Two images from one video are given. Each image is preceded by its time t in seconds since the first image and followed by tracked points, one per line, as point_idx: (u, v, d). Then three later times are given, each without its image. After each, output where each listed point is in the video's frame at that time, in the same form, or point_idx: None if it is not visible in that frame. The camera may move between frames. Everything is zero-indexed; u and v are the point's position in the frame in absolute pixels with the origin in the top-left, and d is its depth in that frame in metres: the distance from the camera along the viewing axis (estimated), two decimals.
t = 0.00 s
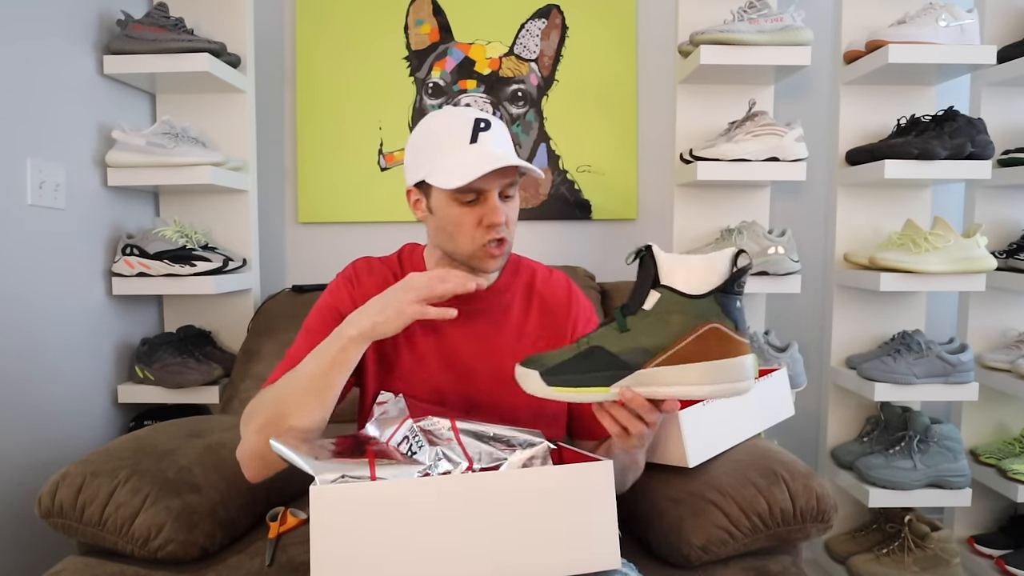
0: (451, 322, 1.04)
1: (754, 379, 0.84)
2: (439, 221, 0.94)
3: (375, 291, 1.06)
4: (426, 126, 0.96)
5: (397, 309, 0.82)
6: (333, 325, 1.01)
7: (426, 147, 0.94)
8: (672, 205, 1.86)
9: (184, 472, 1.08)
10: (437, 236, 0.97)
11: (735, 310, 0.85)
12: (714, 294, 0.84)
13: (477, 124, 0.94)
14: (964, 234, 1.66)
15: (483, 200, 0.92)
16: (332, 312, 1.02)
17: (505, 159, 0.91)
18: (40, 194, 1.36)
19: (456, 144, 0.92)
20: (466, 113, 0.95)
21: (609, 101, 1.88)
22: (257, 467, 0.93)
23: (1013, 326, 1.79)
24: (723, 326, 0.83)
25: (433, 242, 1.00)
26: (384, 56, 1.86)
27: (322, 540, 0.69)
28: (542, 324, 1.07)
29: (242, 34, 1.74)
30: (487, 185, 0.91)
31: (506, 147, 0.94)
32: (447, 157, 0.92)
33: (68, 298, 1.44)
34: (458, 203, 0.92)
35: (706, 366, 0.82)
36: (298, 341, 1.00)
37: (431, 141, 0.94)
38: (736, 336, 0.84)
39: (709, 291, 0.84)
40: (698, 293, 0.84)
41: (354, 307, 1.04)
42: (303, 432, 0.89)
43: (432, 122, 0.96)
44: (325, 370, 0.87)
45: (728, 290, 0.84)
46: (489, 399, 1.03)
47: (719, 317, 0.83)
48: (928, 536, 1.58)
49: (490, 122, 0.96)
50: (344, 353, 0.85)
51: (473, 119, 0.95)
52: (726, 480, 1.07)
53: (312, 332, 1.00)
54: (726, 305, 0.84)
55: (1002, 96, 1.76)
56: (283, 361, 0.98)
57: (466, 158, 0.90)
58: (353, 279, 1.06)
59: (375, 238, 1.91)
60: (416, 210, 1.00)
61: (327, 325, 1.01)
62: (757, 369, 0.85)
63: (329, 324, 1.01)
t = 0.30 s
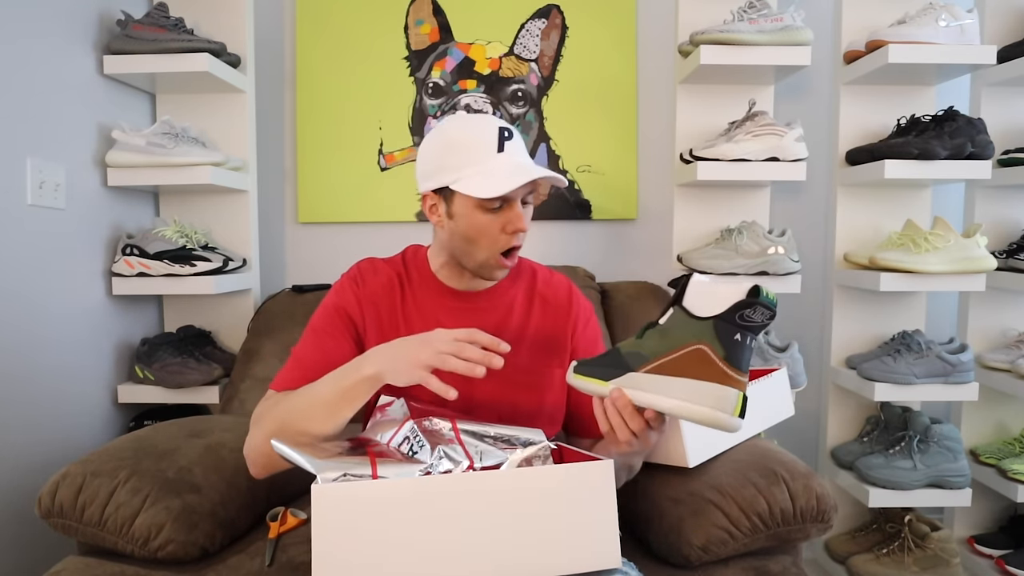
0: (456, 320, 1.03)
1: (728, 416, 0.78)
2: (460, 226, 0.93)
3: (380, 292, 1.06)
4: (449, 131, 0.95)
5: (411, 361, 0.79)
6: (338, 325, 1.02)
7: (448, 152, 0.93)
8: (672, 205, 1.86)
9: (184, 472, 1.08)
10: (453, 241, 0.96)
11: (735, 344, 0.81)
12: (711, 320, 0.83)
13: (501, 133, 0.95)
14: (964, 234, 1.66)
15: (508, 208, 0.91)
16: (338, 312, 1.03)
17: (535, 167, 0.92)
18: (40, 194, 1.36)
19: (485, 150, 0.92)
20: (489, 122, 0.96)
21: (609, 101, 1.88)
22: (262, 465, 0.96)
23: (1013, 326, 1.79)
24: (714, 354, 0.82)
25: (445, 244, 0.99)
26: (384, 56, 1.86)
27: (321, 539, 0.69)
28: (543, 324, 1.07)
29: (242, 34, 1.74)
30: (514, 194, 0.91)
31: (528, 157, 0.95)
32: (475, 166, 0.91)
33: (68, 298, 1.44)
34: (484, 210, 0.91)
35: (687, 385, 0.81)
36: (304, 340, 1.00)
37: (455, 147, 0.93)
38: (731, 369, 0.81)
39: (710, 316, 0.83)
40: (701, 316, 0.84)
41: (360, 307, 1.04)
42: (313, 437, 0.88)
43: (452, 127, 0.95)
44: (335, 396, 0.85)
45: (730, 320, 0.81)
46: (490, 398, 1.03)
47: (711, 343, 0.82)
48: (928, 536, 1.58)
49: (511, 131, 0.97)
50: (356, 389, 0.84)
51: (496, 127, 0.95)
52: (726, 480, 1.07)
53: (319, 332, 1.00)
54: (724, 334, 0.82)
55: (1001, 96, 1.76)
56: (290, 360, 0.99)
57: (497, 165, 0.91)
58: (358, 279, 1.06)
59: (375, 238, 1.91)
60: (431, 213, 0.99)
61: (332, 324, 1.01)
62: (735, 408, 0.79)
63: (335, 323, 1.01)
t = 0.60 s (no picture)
0: (459, 318, 1.03)
1: (710, 420, 0.78)
2: (463, 225, 0.93)
3: (382, 291, 1.06)
4: (454, 133, 0.95)
5: (431, 355, 0.82)
6: (342, 323, 1.02)
7: (452, 153, 0.93)
8: (672, 205, 1.86)
9: (184, 472, 1.08)
10: (457, 239, 0.96)
11: (728, 351, 0.84)
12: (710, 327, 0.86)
13: (505, 134, 0.96)
14: (964, 234, 1.66)
15: (511, 207, 0.91)
16: (342, 310, 1.03)
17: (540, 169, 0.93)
18: (40, 194, 1.36)
19: (489, 152, 0.92)
20: (493, 123, 0.96)
21: (609, 101, 1.88)
22: (267, 464, 0.96)
23: (1013, 326, 1.79)
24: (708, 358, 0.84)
25: (449, 242, 1.00)
26: (385, 56, 1.86)
27: (322, 539, 0.69)
28: (544, 324, 1.07)
29: (242, 34, 1.74)
30: (517, 194, 0.91)
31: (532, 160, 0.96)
32: (479, 167, 0.92)
33: (68, 298, 1.44)
34: (486, 209, 0.91)
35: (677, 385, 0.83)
36: (309, 339, 1.00)
37: (458, 147, 0.93)
38: (723, 375, 0.83)
39: (710, 322, 0.87)
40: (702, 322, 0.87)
41: (364, 306, 1.04)
42: (321, 436, 0.88)
43: (457, 129, 0.96)
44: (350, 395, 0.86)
45: (729, 326, 0.84)
46: (490, 398, 1.03)
47: (707, 347, 0.85)
48: (928, 536, 1.58)
49: (514, 133, 0.97)
50: (371, 387, 0.86)
51: (500, 128, 0.96)
52: (726, 480, 1.07)
53: (324, 331, 1.00)
54: (719, 340, 0.85)
55: (1002, 96, 1.76)
56: (295, 358, 0.99)
57: (502, 167, 0.91)
58: (361, 278, 1.06)
59: (375, 238, 1.91)
60: (435, 212, 0.99)
61: (336, 322, 1.01)
62: (718, 414, 0.79)
63: (339, 321, 1.02)
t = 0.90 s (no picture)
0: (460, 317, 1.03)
1: (676, 410, 0.79)
2: (461, 224, 0.94)
3: (384, 291, 1.05)
4: (452, 132, 0.95)
5: (438, 340, 0.82)
6: (344, 323, 1.02)
7: (449, 153, 0.93)
8: (672, 205, 1.86)
9: (184, 472, 1.08)
10: (455, 238, 0.96)
11: (701, 346, 0.83)
12: (686, 321, 0.86)
13: (500, 133, 0.95)
14: (964, 234, 1.66)
15: (508, 204, 0.92)
16: (345, 311, 1.03)
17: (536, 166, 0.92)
18: (40, 194, 1.36)
19: (484, 151, 0.92)
20: (488, 122, 0.96)
21: (609, 101, 1.88)
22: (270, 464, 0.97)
23: (1013, 326, 1.79)
24: (680, 350, 0.83)
25: (448, 242, 1.00)
26: (385, 56, 1.86)
27: (322, 539, 0.69)
28: (544, 323, 1.07)
29: (242, 34, 1.74)
30: (513, 190, 0.91)
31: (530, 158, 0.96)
32: (476, 166, 0.92)
33: (68, 298, 1.44)
34: (483, 206, 0.91)
35: (650, 375, 0.82)
36: (311, 338, 1.01)
37: (455, 147, 0.93)
38: (694, 367, 0.82)
39: (688, 318, 0.86)
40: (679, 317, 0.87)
41: (366, 305, 1.04)
42: (322, 435, 0.89)
43: (452, 129, 0.96)
44: (354, 387, 0.87)
45: (703, 321, 0.84)
46: (492, 397, 1.03)
47: (681, 340, 0.84)
48: (928, 536, 1.58)
49: (510, 131, 0.97)
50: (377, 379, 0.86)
51: (495, 127, 0.95)
52: (726, 480, 1.07)
53: (326, 330, 1.00)
54: (692, 333, 0.84)
55: (1001, 96, 1.76)
56: (297, 358, 0.99)
57: (498, 165, 0.91)
58: (363, 279, 1.06)
59: (375, 238, 1.91)
60: (433, 212, 0.99)
61: (339, 323, 1.02)
62: (683, 404, 0.80)
63: (341, 322, 1.02)
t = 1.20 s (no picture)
0: (451, 321, 1.03)
1: (638, 406, 0.80)
2: (445, 230, 0.94)
3: (374, 296, 1.05)
4: (432, 138, 0.94)
5: (428, 354, 0.82)
6: (336, 330, 1.02)
7: (430, 159, 0.93)
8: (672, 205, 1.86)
9: (184, 472, 1.08)
10: (441, 244, 0.96)
11: (666, 342, 0.83)
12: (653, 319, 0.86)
13: (482, 137, 0.95)
14: (964, 234, 1.66)
15: (491, 211, 0.91)
16: (335, 318, 1.03)
17: (518, 172, 0.92)
18: (40, 194, 1.36)
19: (465, 158, 0.92)
20: (470, 126, 0.95)
21: (609, 102, 1.88)
22: (266, 470, 0.97)
23: (1013, 326, 1.79)
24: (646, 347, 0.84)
25: (435, 246, 1.00)
26: (384, 56, 1.86)
27: (322, 538, 0.69)
28: (537, 323, 1.07)
29: (242, 34, 1.74)
30: (497, 198, 0.90)
31: (512, 162, 0.95)
32: (457, 174, 0.92)
33: (68, 298, 1.44)
34: (467, 214, 0.91)
35: (620, 373, 0.82)
36: (303, 347, 1.01)
37: (436, 154, 0.93)
38: (660, 363, 0.82)
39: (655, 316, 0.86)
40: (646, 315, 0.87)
41: (356, 311, 1.04)
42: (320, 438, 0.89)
43: (434, 133, 0.95)
44: (346, 399, 0.87)
45: (667, 317, 0.84)
46: (488, 399, 1.04)
47: (646, 337, 0.84)
48: (928, 536, 1.58)
49: (493, 134, 0.96)
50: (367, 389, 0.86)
51: (477, 131, 0.95)
52: (726, 480, 1.07)
53: (318, 338, 1.01)
54: (657, 330, 0.84)
55: (1002, 96, 1.76)
56: (289, 367, 1.00)
57: (479, 173, 0.90)
58: (353, 284, 1.06)
59: (375, 238, 1.91)
60: (419, 217, 0.99)
61: (330, 330, 1.02)
62: (648, 400, 0.80)
63: (332, 329, 1.02)
